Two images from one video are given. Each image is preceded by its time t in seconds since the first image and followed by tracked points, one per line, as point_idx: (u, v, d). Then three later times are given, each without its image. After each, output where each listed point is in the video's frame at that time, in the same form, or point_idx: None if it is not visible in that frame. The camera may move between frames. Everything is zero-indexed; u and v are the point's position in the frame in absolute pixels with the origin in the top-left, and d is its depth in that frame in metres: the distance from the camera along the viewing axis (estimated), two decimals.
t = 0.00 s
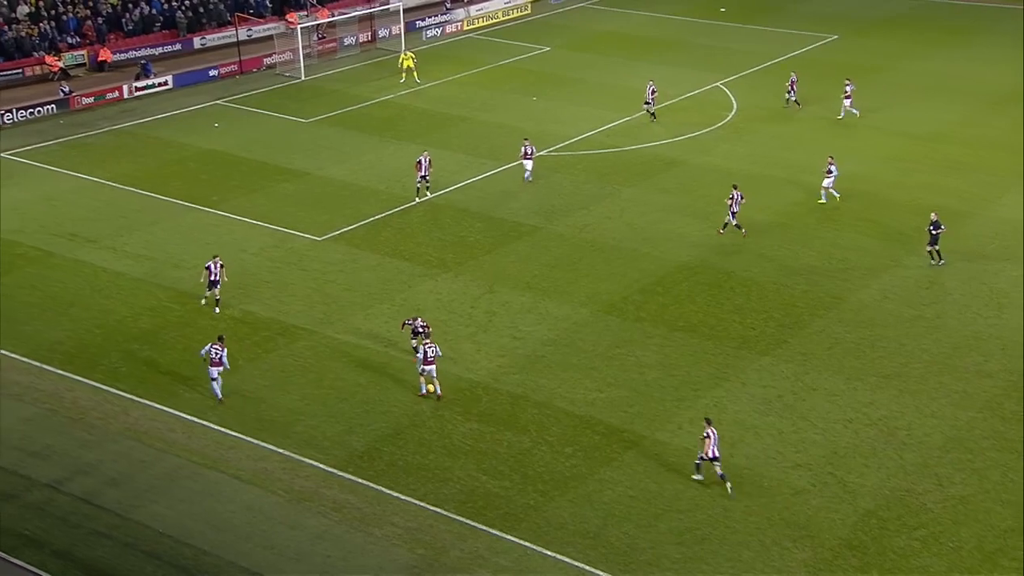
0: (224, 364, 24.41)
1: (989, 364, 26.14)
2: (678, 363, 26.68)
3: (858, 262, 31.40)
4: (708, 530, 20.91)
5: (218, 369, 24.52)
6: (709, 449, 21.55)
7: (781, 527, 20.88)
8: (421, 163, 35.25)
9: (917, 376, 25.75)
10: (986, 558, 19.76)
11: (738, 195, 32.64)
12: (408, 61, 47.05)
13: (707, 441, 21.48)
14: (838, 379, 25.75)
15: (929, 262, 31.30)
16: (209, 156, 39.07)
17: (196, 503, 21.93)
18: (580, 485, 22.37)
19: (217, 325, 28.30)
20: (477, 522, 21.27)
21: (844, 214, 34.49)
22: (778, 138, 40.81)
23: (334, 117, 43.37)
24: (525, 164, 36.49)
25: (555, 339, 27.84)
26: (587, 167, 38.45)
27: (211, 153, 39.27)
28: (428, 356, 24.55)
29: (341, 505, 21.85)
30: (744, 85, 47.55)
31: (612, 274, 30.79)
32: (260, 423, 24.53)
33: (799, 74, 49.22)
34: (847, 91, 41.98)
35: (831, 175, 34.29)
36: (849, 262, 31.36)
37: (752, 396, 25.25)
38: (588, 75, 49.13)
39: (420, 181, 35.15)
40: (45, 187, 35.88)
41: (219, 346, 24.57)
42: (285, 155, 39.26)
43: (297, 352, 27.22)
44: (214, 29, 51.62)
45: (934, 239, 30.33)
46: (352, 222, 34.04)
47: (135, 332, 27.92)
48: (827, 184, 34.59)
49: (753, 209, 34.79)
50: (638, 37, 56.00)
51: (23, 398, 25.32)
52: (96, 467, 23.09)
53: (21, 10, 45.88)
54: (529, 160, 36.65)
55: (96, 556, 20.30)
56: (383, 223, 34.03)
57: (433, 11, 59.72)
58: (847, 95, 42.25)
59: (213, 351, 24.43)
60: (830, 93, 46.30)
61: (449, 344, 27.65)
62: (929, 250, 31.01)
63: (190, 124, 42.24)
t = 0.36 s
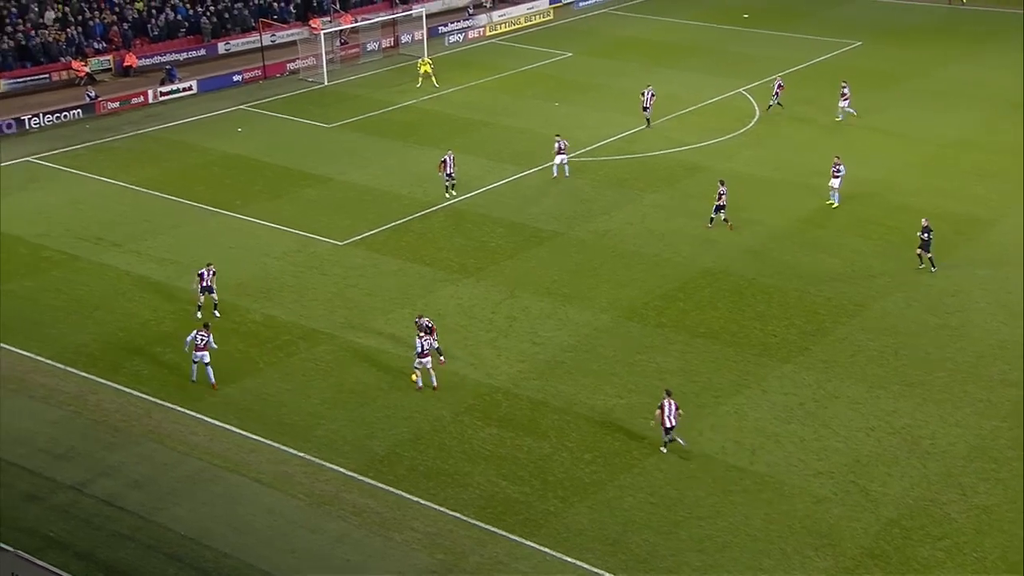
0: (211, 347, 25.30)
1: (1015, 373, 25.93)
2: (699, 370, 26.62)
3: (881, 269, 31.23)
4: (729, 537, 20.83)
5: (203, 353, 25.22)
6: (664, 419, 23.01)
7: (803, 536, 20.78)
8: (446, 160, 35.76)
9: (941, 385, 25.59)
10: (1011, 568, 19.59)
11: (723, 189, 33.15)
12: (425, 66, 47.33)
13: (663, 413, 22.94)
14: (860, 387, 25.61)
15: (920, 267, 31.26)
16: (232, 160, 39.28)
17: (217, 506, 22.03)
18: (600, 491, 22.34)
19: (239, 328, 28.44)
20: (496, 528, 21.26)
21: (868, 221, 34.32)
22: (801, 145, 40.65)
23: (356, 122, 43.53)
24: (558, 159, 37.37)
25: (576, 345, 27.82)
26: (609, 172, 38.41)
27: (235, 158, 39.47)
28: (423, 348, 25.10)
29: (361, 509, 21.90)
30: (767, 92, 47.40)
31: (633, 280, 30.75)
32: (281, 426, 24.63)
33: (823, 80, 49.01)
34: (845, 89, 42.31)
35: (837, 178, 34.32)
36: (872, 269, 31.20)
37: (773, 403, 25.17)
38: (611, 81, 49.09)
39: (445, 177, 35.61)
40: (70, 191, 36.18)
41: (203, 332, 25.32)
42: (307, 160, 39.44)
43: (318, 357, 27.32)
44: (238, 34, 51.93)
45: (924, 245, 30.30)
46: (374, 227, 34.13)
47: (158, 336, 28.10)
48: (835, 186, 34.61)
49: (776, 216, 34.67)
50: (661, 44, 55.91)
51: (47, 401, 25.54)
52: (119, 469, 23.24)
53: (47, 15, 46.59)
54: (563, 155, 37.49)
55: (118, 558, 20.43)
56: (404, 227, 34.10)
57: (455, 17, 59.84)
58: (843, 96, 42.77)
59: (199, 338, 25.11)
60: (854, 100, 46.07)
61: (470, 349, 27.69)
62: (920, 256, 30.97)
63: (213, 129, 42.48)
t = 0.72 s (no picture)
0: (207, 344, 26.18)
1: None
2: (726, 382, 26.50)
3: (911, 281, 31.00)
4: (755, 550, 20.71)
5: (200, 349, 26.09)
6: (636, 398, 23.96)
7: (830, 550, 20.63)
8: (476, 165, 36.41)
9: (972, 399, 25.36)
10: None
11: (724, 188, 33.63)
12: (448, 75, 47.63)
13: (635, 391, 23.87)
14: (889, 400, 25.43)
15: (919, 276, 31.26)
16: (261, 169, 39.52)
17: (244, 513, 22.13)
18: (625, 502, 22.27)
19: (266, 336, 28.58)
20: (521, 538, 21.23)
21: (897, 233, 34.07)
22: (830, 156, 40.43)
23: (384, 131, 43.70)
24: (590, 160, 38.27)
25: (602, 356, 27.77)
26: (636, 183, 38.35)
27: (263, 167, 39.71)
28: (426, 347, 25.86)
29: (386, 517, 21.94)
30: (796, 102, 47.21)
31: (660, 291, 30.67)
32: (307, 434, 24.73)
33: (852, 92, 48.73)
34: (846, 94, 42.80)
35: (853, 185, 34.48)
36: (902, 282, 30.96)
37: (800, 416, 25.04)
38: (638, 92, 49.05)
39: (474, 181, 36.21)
40: (101, 199, 36.50)
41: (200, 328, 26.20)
42: (335, 168, 39.64)
43: (345, 365, 27.42)
44: (268, 44, 52.28)
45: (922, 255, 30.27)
46: (401, 236, 34.22)
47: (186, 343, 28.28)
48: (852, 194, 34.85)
49: (804, 227, 34.49)
50: (690, 55, 55.78)
51: (77, 406, 25.78)
52: (147, 475, 23.41)
53: (80, 24, 46.76)
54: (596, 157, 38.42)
55: (144, 563, 20.55)
56: (431, 236, 34.17)
57: (483, 27, 59.98)
58: (848, 103, 43.59)
59: (195, 334, 26.03)
60: (884, 111, 45.79)
61: (496, 358, 27.70)
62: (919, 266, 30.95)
63: (242, 138, 42.76)
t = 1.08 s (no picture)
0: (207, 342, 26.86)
1: None
2: (752, 397, 26.34)
3: (940, 296, 30.74)
4: (781, 567, 20.54)
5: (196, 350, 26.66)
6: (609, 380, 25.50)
7: (858, 568, 20.42)
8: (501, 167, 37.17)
9: (1002, 415, 25.08)
10: None
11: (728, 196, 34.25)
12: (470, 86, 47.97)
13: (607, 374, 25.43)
14: (917, 416, 25.20)
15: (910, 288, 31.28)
16: (289, 180, 39.74)
17: (268, 523, 22.18)
18: (650, 516, 22.16)
19: (292, 347, 28.68)
20: (545, 551, 21.15)
21: (927, 248, 33.81)
22: (858, 170, 40.20)
23: (411, 143, 43.82)
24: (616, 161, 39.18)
25: (627, 370, 27.68)
26: (663, 196, 38.25)
27: (290, 178, 39.90)
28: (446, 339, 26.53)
29: (411, 529, 21.92)
30: (824, 116, 47.00)
31: (686, 304, 30.54)
32: (332, 445, 24.78)
33: (882, 105, 48.48)
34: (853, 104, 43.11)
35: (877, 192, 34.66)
36: (931, 297, 30.70)
37: (827, 433, 24.85)
38: (665, 105, 48.99)
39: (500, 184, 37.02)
40: (130, 209, 36.78)
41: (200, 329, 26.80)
42: (361, 180, 39.78)
43: (370, 376, 27.46)
44: (297, 57, 52.61)
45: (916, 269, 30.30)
46: (426, 248, 34.26)
47: (213, 353, 28.42)
48: (872, 200, 35.09)
49: (832, 241, 34.27)
50: (718, 68, 55.68)
51: (105, 415, 25.95)
52: (173, 485, 23.51)
53: (112, 36, 47.17)
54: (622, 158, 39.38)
55: (170, 572, 20.62)
56: (457, 249, 34.20)
57: (510, 40, 60.09)
58: (851, 112, 43.97)
59: (194, 334, 26.70)
60: (913, 125, 45.50)
61: (521, 371, 27.66)
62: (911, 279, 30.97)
63: (270, 149, 43.03)
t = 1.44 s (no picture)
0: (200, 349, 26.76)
1: None
2: (776, 415, 25.95)
3: (968, 313, 30.27)
4: None
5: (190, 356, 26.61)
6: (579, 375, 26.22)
7: None
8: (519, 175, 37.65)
9: None
10: None
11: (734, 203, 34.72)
12: (489, 99, 47.96)
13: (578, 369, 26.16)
14: (945, 436, 24.77)
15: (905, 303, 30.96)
16: (310, 193, 39.68)
17: (286, 539, 21.98)
18: (672, 535, 21.81)
19: (312, 361, 28.51)
20: (565, 570, 20.84)
21: (954, 264, 33.33)
22: (885, 186, 39.76)
23: (433, 156, 43.71)
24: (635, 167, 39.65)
25: (649, 386, 27.35)
26: (686, 211, 37.94)
27: (312, 191, 39.85)
28: (473, 336, 27.34)
29: (429, 546, 21.67)
30: (850, 131, 46.59)
31: (709, 320, 30.19)
32: (351, 460, 24.57)
33: (910, 120, 48.03)
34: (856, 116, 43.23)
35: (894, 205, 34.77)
36: (959, 314, 30.23)
37: (853, 452, 24.44)
38: (690, 118, 48.73)
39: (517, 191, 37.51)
40: (152, 223, 36.81)
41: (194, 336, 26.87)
42: (383, 193, 39.69)
43: (389, 391, 27.25)
44: (319, 69, 52.72)
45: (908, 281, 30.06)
46: (447, 262, 34.08)
47: (232, 367, 28.29)
48: (890, 213, 35.24)
49: (858, 258, 33.85)
50: (743, 81, 55.38)
51: (124, 428, 25.83)
52: (191, 500, 23.34)
53: (136, 49, 47.06)
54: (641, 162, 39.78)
55: None
56: (478, 263, 34.00)
57: (533, 54, 60.03)
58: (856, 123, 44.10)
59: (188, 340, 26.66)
60: (941, 140, 45.01)
61: (541, 387, 27.38)
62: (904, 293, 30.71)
63: (292, 162, 43.04)
